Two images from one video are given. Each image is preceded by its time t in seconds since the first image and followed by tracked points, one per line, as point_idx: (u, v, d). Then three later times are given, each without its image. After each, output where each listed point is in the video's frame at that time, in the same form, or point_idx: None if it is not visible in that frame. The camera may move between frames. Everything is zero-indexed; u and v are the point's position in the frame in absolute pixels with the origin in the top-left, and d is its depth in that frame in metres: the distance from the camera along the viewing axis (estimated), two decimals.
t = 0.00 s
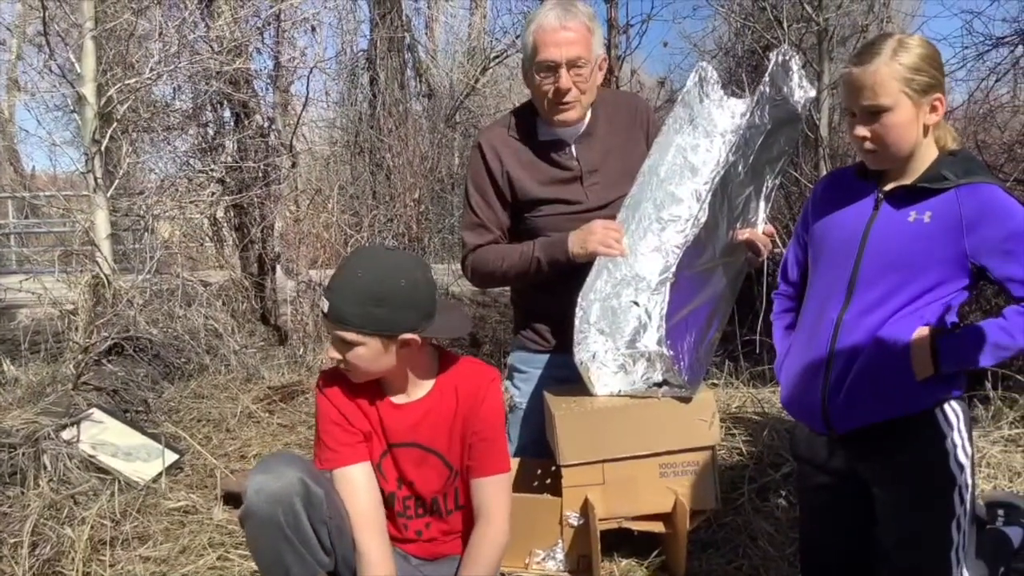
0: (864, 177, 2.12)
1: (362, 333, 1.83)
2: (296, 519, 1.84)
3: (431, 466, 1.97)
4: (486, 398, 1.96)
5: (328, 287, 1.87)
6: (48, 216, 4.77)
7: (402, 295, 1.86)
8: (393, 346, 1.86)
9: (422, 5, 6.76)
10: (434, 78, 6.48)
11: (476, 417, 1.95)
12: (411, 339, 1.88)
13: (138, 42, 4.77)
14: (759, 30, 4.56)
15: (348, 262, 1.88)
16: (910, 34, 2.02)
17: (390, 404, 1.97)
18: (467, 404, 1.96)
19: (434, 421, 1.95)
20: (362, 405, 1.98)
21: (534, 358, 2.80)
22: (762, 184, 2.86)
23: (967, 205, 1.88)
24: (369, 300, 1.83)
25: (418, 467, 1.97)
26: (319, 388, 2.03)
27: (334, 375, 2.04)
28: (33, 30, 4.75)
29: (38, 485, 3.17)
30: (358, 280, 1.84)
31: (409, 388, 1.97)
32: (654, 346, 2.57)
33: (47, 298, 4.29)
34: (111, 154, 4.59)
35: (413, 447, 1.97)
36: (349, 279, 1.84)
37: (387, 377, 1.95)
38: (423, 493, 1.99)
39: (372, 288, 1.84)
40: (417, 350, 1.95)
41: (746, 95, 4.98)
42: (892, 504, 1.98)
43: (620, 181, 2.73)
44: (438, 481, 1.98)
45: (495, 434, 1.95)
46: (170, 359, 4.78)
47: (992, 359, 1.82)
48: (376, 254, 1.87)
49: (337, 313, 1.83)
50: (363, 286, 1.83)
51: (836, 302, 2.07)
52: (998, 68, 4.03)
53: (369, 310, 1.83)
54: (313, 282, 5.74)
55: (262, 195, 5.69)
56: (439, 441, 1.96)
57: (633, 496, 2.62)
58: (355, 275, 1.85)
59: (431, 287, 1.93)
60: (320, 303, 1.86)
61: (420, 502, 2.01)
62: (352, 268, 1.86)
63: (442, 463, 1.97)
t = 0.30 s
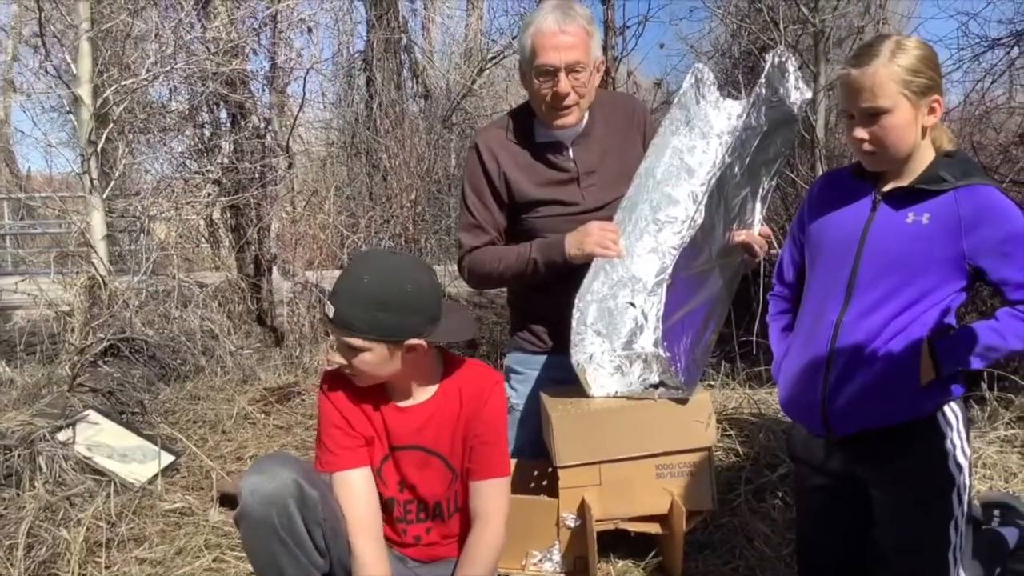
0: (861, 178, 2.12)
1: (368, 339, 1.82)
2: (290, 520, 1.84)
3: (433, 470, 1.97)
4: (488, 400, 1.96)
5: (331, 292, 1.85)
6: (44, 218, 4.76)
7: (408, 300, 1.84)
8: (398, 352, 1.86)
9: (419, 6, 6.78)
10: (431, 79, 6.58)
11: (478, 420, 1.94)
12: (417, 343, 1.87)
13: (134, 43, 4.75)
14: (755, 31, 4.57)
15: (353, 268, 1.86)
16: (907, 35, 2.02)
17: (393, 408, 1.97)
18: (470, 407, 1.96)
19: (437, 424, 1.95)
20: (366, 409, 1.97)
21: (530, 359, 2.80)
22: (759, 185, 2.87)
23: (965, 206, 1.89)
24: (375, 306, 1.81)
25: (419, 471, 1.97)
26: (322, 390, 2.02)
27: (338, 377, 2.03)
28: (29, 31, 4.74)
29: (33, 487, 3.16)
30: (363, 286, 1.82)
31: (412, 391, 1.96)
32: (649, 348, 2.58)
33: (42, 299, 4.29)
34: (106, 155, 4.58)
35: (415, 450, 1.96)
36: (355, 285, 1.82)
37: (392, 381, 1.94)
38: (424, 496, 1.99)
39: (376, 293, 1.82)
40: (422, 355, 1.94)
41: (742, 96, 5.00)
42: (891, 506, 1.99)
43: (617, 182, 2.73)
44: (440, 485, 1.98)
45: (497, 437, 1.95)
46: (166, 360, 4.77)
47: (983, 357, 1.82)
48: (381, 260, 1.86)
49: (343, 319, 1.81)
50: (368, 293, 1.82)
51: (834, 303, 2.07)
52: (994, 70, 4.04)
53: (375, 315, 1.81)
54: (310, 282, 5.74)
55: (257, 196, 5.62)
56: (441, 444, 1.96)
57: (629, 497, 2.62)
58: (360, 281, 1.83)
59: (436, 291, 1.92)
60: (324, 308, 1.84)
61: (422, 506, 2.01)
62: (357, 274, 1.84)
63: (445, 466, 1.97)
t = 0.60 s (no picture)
0: (856, 179, 2.13)
1: (370, 338, 1.82)
2: (284, 521, 1.86)
3: (430, 470, 1.97)
4: (487, 402, 1.96)
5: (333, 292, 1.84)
6: (38, 219, 4.74)
7: (410, 300, 1.84)
8: (400, 352, 1.85)
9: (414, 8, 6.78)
10: (426, 81, 6.57)
11: (476, 422, 1.94)
12: (419, 343, 1.87)
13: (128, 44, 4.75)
14: (750, 33, 4.58)
15: (355, 268, 1.86)
16: (901, 38, 2.02)
17: (391, 408, 1.97)
18: (468, 408, 1.96)
19: (435, 425, 1.95)
20: (364, 409, 1.97)
21: (525, 361, 2.80)
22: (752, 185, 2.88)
23: (961, 209, 1.89)
24: (377, 306, 1.81)
25: (417, 471, 1.97)
26: (320, 389, 2.02)
27: (337, 377, 2.03)
28: (23, 32, 4.72)
29: (27, 489, 3.15)
30: (365, 286, 1.82)
31: (413, 391, 1.96)
32: (644, 349, 2.61)
33: (36, 300, 4.29)
34: (101, 156, 4.57)
35: (413, 451, 1.96)
36: (357, 285, 1.82)
37: (391, 381, 1.94)
38: (421, 497, 1.99)
39: (379, 294, 1.82)
40: (422, 357, 1.94)
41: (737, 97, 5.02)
42: (884, 505, 1.99)
43: (611, 185, 2.74)
44: (438, 486, 1.98)
45: (495, 439, 1.95)
46: (161, 362, 4.77)
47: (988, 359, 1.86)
48: (383, 261, 1.86)
49: (346, 318, 1.81)
50: (370, 293, 1.82)
51: (829, 303, 2.07)
52: (987, 71, 4.05)
53: (377, 315, 1.81)
54: (305, 284, 5.74)
55: (252, 197, 5.60)
56: (439, 445, 1.96)
57: (624, 499, 2.62)
58: (363, 281, 1.83)
59: (438, 291, 1.92)
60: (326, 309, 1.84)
61: (419, 507, 2.00)
62: (359, 274, 1.84)
63: (442, 467, 1.97)
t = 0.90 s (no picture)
0: (850, 181, 2.13)
1: (363, 340, 1.81)
2: (276, 524, 1.87)
3: (424, 472, 1.96)
4: (481, 404, 1.95)
5: (326, 293, 1.84)
6: (30, 220, 4.71)
7: (403, 301, 1.84)
8: (393, 353, 1.85)
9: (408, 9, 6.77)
10: (420, 82, 6.50)
11: (470, 423, 1.94)
12: (412, 345, 1.87)
13: (121, 45, 4.73)
14: (743, 34, 4.58)
15: (348, 269, 1.85)
16: (894, 40, 2.03)
17: (385, 409, 1.96)
18: (462, 410, 1.95)
19: (429, 426, 1.95)
20: (358, 411, 1.97)
21: (518, 362, 2.80)
22: (746, 186, 2.88)
23: (952, 211, 1.90)
24: (371, 308, 1.81)
25: (411, 473, 1.97)
26: (314, 391, 2.01)
27: (332, 379, 2.02)
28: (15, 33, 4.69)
29: (19, 492, 3.13)
30: (359, 287, 1.82)
31: (407, 393, 1.96)
32: (637, 348, 2.60)
33: (28, 302, 4.21)
34: (93, 157, 4.56)
35: (406, 453, 1.96)
36: (351, 286, 1.82)
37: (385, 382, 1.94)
38: (414, 499, 1.98)
39: (372, 295, 1.82)
40: (417, 358, 1.94)
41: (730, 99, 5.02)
42: (876, 506, 2.00)
43: (605, 186, 2.74)
44: (432, 488, 1.97)
45: (488, 441, 1.94)
46: (153, 364, 4.79)
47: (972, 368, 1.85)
48: (376, 262, 1.85)
49: (339, 320, 1.80)
50: (363, 295, 1.81)
51: (821, 305, 2.08)
52: (979, 73, 4.06)
53: (371, 317, 1.81)
54: (298, 286, 5.73)
55: (246, 198, 5.66)
56: (433, 447, 1.96)
57: (618, 500, 2.62)
58: (357, 282, 1.82)
59: (432, 293, 1.92)
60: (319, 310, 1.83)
61: (412, 509, 1.99)
62: (352, 275, 1.84)
63: (436, 469, 1.96)
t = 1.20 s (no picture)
0: (844, 186, 2.14)
1: (362, 342, 1.81)
2: (270, 526, 1.87)
3: (421, 475, 1.96)
4: (477, 407, 1.95)
5: (325, 296, 1.83)
6: (23, 223, 4.68)
7: (401, 304, 1.84)
8: (391, 356, 1.84)
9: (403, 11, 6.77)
10: (415, 85, 6.57)
11: (466, 427, 1.94)
12: (411, 347, 1.87)
13: (115, 48, 4.69)
14: (738, 37, 4.59)
15: (347, 271, 1.85)
16: (887, 44, 2.04)
17: (382, 412, 1.96)
18: (459, 413, 1.95)
19: (426, 429, 1.95)
20: (355, 413, 1.97)
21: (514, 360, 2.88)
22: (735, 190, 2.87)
23: (945, 216, 1.91)
24: (370, 310, 1.80)
25: (408, 475, 1.96)
26: (311, 392, 2.01)
27: (330, 381, 2.02)
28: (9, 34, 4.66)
29: (13, 496, 3.12)
30: (358, 290, 1.81)
31: (405, 396, 1.96)
32: (612, 345, 2.47)
33: (22, 305, 4.16)
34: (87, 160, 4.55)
35: (404, 455, 1.96)
36: (350, 289, 1.81)
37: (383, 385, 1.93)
38: (411, 502, 1.98)
39: (372, 297, 1.81)
40: (416, 361, 1.93)
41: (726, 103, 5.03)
42: (874, 508, 2.00)
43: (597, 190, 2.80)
44: (429, 490, 1.97)
45: (485, 444, 1.94)
46: (147, 368, 4.79)
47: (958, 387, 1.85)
48: (375, 263, 1.85)
49: (339, 323, 1.79)
50: (362, 297, 1.81)
51: (815, 310, 2.08)
52: (972, 76, 4.07)
53: (372, 320, 1.80)
54: (293, 288, 5.72)
55: (240, 202, 5.63)
56: (430, 450, 1.96)
57: (614, 502, 2.62)
58: (356, 285, 1.82)
59: (430, 295, 1.92)
60: (318, 312, 1.83)
61: (409, 512, 1.99)
62: (351, 276, 1.83)
63: (432, 471, 1.96)
